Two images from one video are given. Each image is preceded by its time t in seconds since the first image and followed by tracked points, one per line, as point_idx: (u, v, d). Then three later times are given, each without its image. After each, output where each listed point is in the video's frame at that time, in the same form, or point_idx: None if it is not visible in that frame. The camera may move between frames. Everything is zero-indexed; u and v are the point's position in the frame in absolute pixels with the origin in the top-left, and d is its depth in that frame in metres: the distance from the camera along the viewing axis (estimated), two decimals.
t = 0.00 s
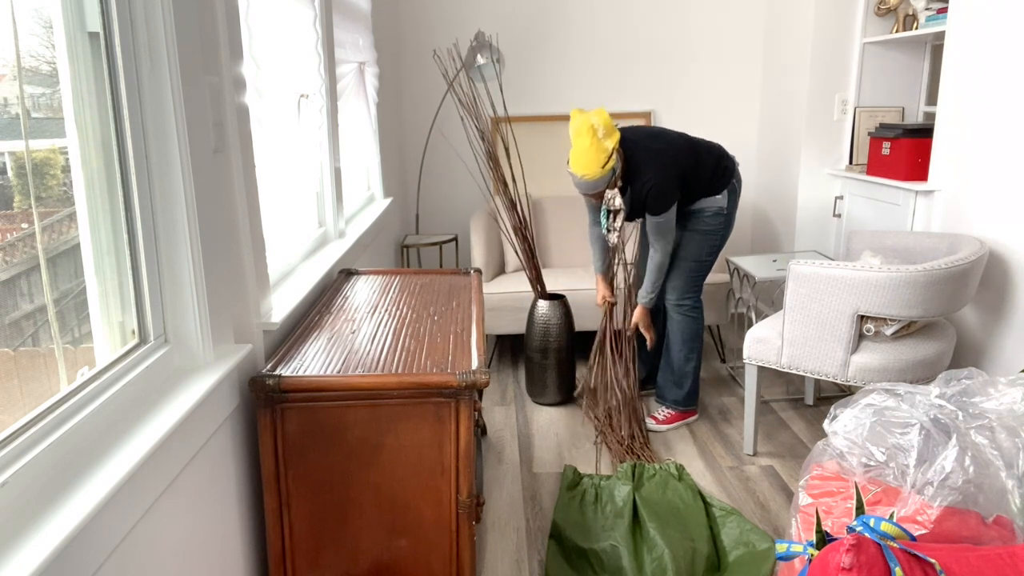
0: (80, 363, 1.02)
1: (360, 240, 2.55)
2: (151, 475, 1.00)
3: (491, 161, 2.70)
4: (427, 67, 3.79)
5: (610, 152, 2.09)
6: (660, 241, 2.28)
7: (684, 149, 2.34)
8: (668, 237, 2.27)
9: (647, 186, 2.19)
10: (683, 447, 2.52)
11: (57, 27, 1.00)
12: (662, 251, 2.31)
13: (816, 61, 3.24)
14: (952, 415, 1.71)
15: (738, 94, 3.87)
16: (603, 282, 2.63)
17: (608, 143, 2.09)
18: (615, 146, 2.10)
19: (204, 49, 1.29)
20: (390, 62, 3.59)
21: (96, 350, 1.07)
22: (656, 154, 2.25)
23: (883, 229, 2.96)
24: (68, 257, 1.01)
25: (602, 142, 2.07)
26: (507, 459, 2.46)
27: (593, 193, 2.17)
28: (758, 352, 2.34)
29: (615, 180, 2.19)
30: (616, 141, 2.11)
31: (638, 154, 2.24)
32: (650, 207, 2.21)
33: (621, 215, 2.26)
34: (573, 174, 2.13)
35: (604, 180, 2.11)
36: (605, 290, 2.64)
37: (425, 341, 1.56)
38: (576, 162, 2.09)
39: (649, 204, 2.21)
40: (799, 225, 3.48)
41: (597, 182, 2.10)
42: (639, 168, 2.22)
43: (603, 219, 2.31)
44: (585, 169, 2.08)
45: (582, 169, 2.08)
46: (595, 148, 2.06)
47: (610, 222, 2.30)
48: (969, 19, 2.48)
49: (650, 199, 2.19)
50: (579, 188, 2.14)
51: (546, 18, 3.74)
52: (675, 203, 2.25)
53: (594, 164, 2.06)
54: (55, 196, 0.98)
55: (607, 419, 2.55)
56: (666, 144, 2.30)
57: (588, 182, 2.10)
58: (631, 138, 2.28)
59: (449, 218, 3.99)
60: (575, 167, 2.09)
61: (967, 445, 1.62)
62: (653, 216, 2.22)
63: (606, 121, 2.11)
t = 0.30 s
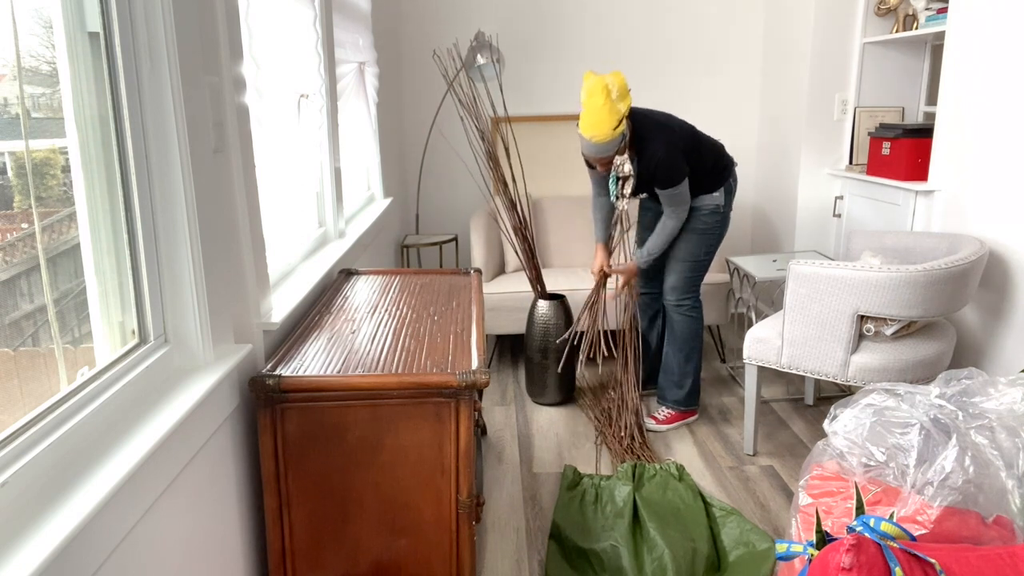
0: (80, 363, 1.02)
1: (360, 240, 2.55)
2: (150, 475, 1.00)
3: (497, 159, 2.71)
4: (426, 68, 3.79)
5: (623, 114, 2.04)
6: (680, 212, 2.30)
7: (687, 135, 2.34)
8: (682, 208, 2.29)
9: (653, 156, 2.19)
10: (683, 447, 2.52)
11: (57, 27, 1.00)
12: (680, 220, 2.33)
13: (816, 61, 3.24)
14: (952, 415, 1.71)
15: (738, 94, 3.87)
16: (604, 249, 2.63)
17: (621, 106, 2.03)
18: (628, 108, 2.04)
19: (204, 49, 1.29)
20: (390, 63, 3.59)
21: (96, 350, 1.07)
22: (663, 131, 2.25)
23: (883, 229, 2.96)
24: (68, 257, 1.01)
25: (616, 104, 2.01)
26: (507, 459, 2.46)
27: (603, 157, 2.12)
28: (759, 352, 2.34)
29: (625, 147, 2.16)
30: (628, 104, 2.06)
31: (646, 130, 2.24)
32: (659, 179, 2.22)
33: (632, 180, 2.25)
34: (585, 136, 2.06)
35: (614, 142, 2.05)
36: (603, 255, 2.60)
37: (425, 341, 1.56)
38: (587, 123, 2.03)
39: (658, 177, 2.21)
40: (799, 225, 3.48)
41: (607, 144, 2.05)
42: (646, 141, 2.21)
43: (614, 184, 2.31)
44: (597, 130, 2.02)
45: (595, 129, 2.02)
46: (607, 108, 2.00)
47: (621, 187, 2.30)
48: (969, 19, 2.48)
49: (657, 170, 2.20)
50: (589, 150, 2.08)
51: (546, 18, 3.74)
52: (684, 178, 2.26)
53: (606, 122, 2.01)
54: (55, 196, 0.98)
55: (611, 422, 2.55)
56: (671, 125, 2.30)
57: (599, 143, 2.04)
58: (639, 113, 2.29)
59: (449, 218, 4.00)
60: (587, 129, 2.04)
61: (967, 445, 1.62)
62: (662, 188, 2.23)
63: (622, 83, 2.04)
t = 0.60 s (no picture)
0: (79, 363, 1.02)
1: (360, 240, 2.55)
2: (151, 475, 1.00)
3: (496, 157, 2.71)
4: (426, 68, 3.79)
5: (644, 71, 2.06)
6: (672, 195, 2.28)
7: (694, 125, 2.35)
8: (678, 188, 2.28)
9: (667, 126, 2.19)
10: (683, 447, 2.53)
11: (57, 27, 0.99)
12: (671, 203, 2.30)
13: (815, 61, 3.24)
14: (952, 415, 1.71)
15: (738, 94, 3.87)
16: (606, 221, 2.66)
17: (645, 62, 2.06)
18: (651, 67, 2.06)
19: (204, 50, 1.29)
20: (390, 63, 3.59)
21: (96, 350, 1.07)
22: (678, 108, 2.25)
23: (883, 229, 2.96)
24: (68, 257, 1.01)
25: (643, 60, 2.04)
26: (507, 459, 2.46)
27: (620, 114, 2.12)
28: (758, 351, 2.34)
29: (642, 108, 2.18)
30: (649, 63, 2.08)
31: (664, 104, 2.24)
32: (665, 151, 2.21)
33: (649, 140, 2.21)
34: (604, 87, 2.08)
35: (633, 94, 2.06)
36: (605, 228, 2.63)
37: (425, 341, 1.56)
38: (609, 76, 2.05)
39: (664, 149, 2.21)
40: (799, 225, 3.48)
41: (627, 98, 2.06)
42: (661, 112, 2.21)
43: (630, 145, 2.25)
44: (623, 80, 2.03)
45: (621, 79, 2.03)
46: (632, 63, 2.02)
47: (637, 148, 2.25)
48: (969, 19, 2.48)
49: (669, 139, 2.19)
50: (607, 104, 2.09)
51: (546, 17, 3.73)
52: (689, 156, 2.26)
53: (628, 77, 2.03)
54: (55, 196, 0.98)
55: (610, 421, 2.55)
56: (685, 108, 2.31)
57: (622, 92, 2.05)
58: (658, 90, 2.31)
59: (449, 218, 3.99)
60: (610, 82, 2.05)
61: (967, 445, 1.62)
62: (666, 164, 2.23)
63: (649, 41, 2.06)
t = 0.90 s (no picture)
0: (80, 363, 1.02)
1: (360, 240, 2.55)
2: (151, 475, 1.00)
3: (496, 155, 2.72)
4: (427, 68, 3.79)
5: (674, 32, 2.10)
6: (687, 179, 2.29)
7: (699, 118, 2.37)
8: (691, 171, 2.29)
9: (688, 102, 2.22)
10: (684, 447, 2.53)
11: (57, 27, 1.00)
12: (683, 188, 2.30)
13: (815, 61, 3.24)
14: (952, 415, 1.71)
15: (738, 94, 3.87)
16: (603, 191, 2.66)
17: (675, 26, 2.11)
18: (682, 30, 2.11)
19: (204, 50, 1.29)
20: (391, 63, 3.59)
21: (96, 350, 1.07)
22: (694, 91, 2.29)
23: (884, 229, 2.96)
24: (68, 257, 1.01)
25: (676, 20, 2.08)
26: (507, 459, 2.46)
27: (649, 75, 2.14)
28: (758, 351, 2.34)
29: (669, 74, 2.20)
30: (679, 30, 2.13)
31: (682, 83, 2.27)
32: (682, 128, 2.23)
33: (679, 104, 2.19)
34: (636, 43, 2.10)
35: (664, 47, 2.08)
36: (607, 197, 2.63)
37: (425, 341, 1.56)
38: (642, 32, 2.08)
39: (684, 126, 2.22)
40: (799, 225, 3.48)
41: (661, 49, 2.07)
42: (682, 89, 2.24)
43: (658, 109, 2.21)
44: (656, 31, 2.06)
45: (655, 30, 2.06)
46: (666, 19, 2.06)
47: (666, 112, 2.20)
48: (969, 19, 2.48)
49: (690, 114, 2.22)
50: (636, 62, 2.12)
51: (546, 17, 3.73)
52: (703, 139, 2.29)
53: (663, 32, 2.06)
54: (55, 196, 0.98)
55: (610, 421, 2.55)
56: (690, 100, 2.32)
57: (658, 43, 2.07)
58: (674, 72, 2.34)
59: (449, 218, 3.99)
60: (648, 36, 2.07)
61: (967, 445, 1.62)
62: (682, 143, 2.24)
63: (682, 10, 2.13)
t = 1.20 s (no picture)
0: (80, 363, 1.02)
1: (360, 240, 2.55)
2: (151, 475, 1.00)
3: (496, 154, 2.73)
4: (426, 68, 3.79)
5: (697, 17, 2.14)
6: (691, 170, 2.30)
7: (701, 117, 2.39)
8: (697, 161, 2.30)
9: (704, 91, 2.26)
10: (683, 447, 2.52)
11: (58, 27, 1.00)
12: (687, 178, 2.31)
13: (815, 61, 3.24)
14: (952, 415, 1.71)
15: (738, 94, 3.87)
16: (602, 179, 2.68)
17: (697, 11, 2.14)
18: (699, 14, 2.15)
19: (204, 50, 1.29)
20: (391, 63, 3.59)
21: (96, 350, 1.07)
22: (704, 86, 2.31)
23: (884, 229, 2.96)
24: (68, 257, 1.01)
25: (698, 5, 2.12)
26: (507, 459, 2.46)
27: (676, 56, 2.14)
28: (759, 351, 2.34)
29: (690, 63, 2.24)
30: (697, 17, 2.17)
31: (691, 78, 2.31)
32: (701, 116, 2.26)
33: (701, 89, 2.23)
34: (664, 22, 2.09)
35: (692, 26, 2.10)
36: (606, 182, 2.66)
37: (425, 341, 1.56)
38: (670, 10, 2.08)
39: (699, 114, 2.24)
40: (799, 226, 3.48)
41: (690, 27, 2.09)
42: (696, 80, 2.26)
43: (687, 93, 2.22)
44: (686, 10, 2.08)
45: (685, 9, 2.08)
46: None
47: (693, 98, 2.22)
48: (969, 19, 2.48)
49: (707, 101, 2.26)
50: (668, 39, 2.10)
51: (546, 17, 3.73)
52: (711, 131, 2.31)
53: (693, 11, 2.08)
54: (55, 196, 0.98)
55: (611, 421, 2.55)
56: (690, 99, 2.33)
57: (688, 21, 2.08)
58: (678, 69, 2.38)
59: (449, 217, 3.99)
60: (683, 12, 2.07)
61: (967, 445, 1.62)
62: (692, 131, 2.26)
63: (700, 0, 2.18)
